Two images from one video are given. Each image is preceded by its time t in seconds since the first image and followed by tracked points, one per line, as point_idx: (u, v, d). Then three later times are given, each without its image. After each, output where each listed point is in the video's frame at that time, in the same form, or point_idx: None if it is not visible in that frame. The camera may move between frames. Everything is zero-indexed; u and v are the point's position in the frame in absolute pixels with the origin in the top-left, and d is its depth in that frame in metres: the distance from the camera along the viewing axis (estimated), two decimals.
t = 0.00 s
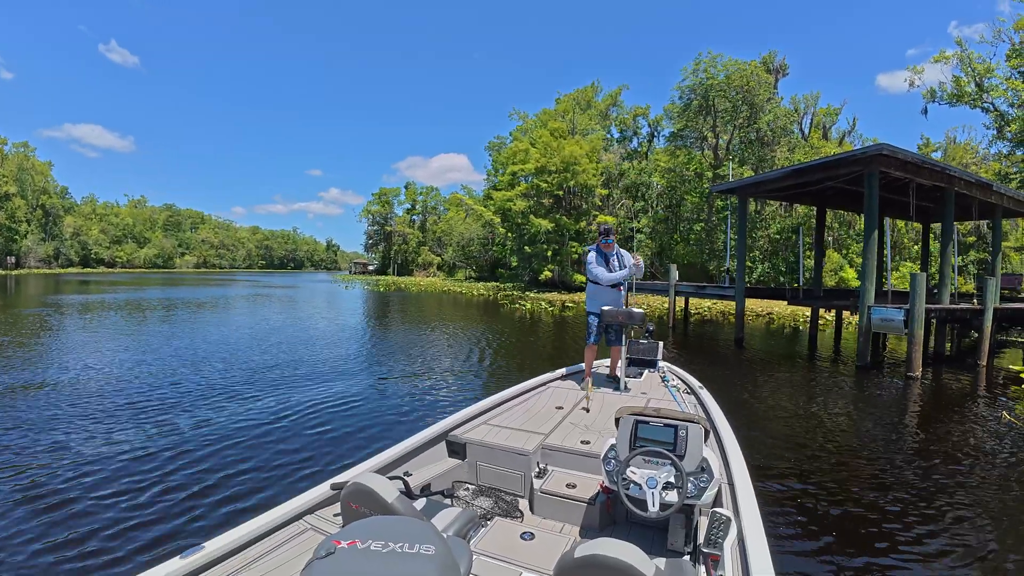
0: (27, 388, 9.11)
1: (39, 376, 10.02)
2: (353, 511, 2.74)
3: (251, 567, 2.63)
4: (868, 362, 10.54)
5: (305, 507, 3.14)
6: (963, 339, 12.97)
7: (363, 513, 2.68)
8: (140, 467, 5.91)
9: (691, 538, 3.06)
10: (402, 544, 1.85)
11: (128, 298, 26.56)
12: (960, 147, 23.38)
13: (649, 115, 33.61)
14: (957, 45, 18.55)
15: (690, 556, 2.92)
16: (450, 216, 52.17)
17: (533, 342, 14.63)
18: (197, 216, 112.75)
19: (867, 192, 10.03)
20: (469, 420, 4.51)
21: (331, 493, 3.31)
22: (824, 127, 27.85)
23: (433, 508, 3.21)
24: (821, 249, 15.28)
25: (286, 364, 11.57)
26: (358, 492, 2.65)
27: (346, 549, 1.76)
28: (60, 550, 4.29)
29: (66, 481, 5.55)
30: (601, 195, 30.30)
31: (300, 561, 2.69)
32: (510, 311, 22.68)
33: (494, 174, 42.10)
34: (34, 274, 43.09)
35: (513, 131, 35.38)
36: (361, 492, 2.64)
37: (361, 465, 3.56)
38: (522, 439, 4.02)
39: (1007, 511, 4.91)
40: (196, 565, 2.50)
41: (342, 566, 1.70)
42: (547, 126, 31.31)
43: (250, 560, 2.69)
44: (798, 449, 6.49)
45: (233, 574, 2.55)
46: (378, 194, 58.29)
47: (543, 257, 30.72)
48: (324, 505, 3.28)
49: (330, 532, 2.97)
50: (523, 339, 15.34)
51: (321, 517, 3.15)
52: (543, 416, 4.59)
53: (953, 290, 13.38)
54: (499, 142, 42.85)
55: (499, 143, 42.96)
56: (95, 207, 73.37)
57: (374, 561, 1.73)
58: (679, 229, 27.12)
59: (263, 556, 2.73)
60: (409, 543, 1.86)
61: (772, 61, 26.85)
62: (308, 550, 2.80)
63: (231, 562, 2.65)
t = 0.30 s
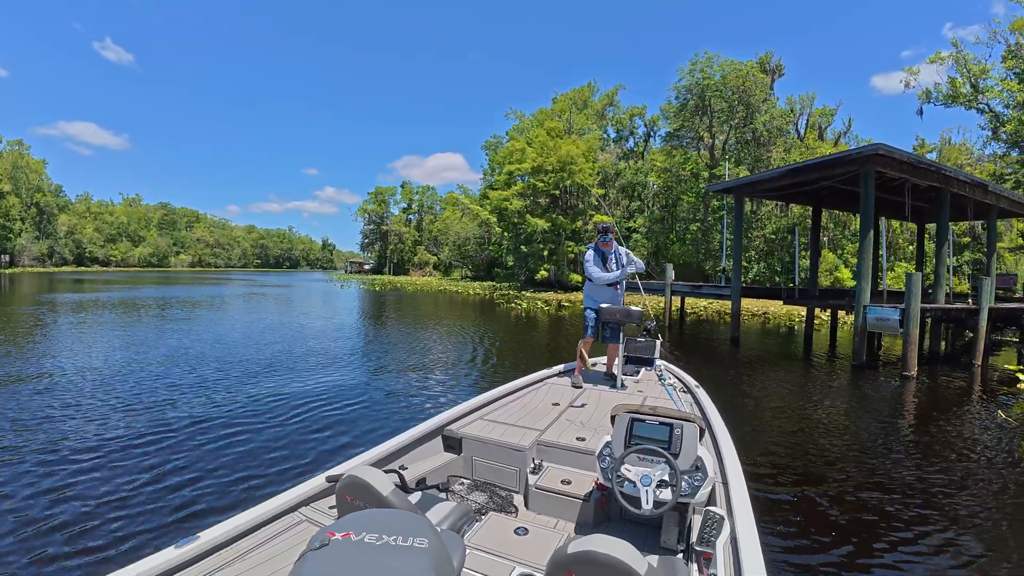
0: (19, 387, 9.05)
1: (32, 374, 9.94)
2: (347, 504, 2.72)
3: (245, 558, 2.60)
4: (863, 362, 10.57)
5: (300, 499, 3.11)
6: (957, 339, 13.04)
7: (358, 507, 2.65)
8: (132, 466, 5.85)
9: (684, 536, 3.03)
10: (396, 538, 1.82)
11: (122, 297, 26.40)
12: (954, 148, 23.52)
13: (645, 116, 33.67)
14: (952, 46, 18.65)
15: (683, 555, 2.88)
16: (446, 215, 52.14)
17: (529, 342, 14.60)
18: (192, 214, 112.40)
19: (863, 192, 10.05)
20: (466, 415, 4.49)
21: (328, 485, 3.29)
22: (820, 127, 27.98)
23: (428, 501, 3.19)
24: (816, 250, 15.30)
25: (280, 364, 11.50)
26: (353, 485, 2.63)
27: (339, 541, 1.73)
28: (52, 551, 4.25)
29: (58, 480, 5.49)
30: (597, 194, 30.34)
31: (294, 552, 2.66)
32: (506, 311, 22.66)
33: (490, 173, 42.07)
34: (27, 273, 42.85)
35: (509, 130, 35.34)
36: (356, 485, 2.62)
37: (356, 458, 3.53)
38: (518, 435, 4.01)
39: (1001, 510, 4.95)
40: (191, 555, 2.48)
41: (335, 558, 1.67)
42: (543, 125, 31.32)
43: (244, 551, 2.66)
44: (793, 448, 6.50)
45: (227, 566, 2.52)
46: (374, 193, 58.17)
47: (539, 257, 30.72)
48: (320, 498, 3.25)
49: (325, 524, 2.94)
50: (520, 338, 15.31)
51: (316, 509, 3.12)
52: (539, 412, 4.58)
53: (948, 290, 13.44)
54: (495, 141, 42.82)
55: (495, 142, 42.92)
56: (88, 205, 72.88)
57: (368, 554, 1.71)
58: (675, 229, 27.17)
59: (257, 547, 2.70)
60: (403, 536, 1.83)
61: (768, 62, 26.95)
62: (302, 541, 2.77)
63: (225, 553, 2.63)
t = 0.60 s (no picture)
0: (10, 386, 8.95)
1: (23, 373, 9.84)
2: (342, 495, 2.68)
3: (239, 547, 2.57)
4: (859, 362, 10.60)
5: (295, 490, 3.07)
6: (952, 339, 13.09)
7: (353, 498, 2.62)
8: (124, 465, 5.79)
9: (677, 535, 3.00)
10: (389, 530, 1.79)
11: (116, 295, 26.26)
12: (949, 149, 23.62)
13: (642, 115, 33.71)
14: (948, 47, 18.71)
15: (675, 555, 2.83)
16: (443, 215, 52.07)
17: (525, 341, 14.56)
18: (187, 213, 111.91)
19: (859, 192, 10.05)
20: (462, 410, 4.46)
21: (323, 476, 3.24)
22: (815, 128, 28.05)
23: (422, 494, 3.16)
24: (813, 250, 15.28)
25: (275, 363, 11.41)
26: (348, 476, 2.59)
27: (332, 532, 1.70)
28: (42, 550, 4.19)
29: (48, 480, 5.43)
30: (594, 194, 30.32)
31: (288, 542, 2.62)
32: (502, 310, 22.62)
33: (486, 172, 42.00)
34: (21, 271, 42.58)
35: (506, 130, 35.25)
36: (351, 476, 2.59)
37: (351, 450, 3.50)
38: (514, 431, 3.98)
39: (994, 509, 4.96)
40: (185, 543, 2.45)
41: (327, 550, 1.64)
42: (540, 125, 31.31)
43: (238, 540, 2.63)
44: (787, 447, 6.50)
45: (221, 555, 2.49)
46: (370, 193, 58.02)
47: (535, 256, 30.70)
48: (315, 488, 3.21)
49: (320, 514, 2.90)
50: (516, 337, 15.26)
51: (311, 500, 3.08)
52: (536, 409, 4.55)
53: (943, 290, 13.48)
54: (492, 140, 42.76)
55: (492, 141, 42.86)
56: (82, 203, 72.44)
57: (361, 544, 1.68)
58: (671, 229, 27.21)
59: (252, 536, 2.67)
60: (397, 528, 1.80)
61: (765, 62, 27.00)
62: (296, 531, 2.73)
63: (219, 542, 2.59)
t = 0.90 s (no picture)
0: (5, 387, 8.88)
1: (17, 374, 9.78)
2: (346, 501, 2.68)
3: (243, 554, 2.56)
4: (858, 362, 10.66)
5: (299, 496, 3.07)
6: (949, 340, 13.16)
7: (357, 504, 2.62)
8: (123, 467, 5.76)
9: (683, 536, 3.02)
10: (395, 535, 1.79)
11: (110, 295, 26.14)
12: (945, 151, 23.74)
13: (639, 116, 33.75)
14: (944, 49, 18.80)
15: (681, 556, 2.87)
16: (439, 214, 52.04)
17: (523, 341, 14.57)
18: (182, 212, 111.52)
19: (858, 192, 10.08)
20: (466, 414, 4.47)
21: (327, 482, 3.24)
22: (812, 129, 28.14)
23: (427, 498, 3.16)
24: (811, 250, 15.31)
25: (272, 363, 11.38)
26: (353, 482, 2.59)
27: (337, 538, 1.71)
28: (43, 551, 4.18)
29: (47, 481, 5.41)
30: (591, 194, 30.35)
31: (293, 549, 2.62)
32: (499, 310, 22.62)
33: (483, 172, 41.98)
34: (15, 271, 42.33)
35: (503, 129, 35.22)
36: (355, 481, 2.59)
37: (355, 456, 3.50)
38: (518, 434, 3.99)
39: (994, 508, 5.02)
40: (190, 551, 2.45)
41: (333, 556, 1.64)
42: (537, 125, 31.31)
43: (243, 547, 2.62)
44: (788, 447, 6.55)
45: (226, 563, 2.49)
46: (366, 192, 57.94)
47: (532, 256, 30.72)
48: (319, 495, 3.21)
49: (324, 520, 2.91)
50: (514, 338, 15.27)
51: (315, 506, 3.08)
52: (539, 412, 4.56)
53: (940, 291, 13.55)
54: (489, 140, 42.75)
55: (489, 141, 42.85)
56: (77, 202, 72.16)
57: (366, 550, 1.68)
58: (668, 229, 27.28)
59: (255, 545, 2.66)
60: (402, 533, 1.81)
61: (761, 63, 27.07)
62: (301, 538, 2.74)
63: (224, 550, 2.59)
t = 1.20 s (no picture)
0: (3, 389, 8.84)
1: (15, 376, 9.73)
2: (353, 512, 2.69)
3: (250, 568, 2.57)
4: (857, 364, 10.72)
5: (305, 508, 3.07)
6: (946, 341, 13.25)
7: (364, 515, 2.63)
8: (123, 471, 5.75)
9: (692, 537, 3.04)
10: (403, 545, 1.81)
11: (105, 295, 25.99)
12: (941, 152, 23.86)
13: (636, 116, 33.83)
14: (941, 51, 18.90)
15: (690, 557, 2.89)
16: (436, 214, 52.04)
17: (521, 342, 14.60)
18: (178, 211, 111.13)
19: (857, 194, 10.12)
20: (470, 419, 4.48)
21: (333, 493, 3.25)
22: (809, 130, 28.24)
23: (434, 507, 3.18)
24: (809, 251, 15.36)
25: (270, 364, 11.38)
26: (359, 492, 2.60)
27: (346, 550, 1.72)
28: (45, 557, 4.17)
29: (47, 485, 5.39)
30: (588, 195, 30.40)
31: (300, 562, 2.63)
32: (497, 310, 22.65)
33: (480, 172, 41.99)
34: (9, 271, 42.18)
35: (500, 130, 35.23)
36: (361, 492, 2.60)
37: (360, 466, 3.51)
38: (523, 440, 4.00)
39: (993, 509, 5.08)
40: (199, 565, 2.45)
41: (342, 569, 1.65)
42: (535, 125, 31.35)
43: (250, 561, 2.63)
44: (790, 449, 6.58)
45: None
46: (363, 192, 57.90)
47: (529, 256, 30.74)
48: (325, 506, 3.22)
49: (331, 533, 2.91)
50: (512, 338, 15.29)
51: (321, 518, 3.09)
52: (543, 416, 4.57)
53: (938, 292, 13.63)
54: (486, 140, 42.76)
55: (486, 141, 42.86)
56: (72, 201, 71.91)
57: (376, 562, 1.69)
58: (665, 230, 27.36)
59: (262, 559, 2.66)
60: (410, 543, 1.82)
61: (758, 64, 27.16)
62: (308, 551, 2.74)
63: (232, 564, 2.60)
